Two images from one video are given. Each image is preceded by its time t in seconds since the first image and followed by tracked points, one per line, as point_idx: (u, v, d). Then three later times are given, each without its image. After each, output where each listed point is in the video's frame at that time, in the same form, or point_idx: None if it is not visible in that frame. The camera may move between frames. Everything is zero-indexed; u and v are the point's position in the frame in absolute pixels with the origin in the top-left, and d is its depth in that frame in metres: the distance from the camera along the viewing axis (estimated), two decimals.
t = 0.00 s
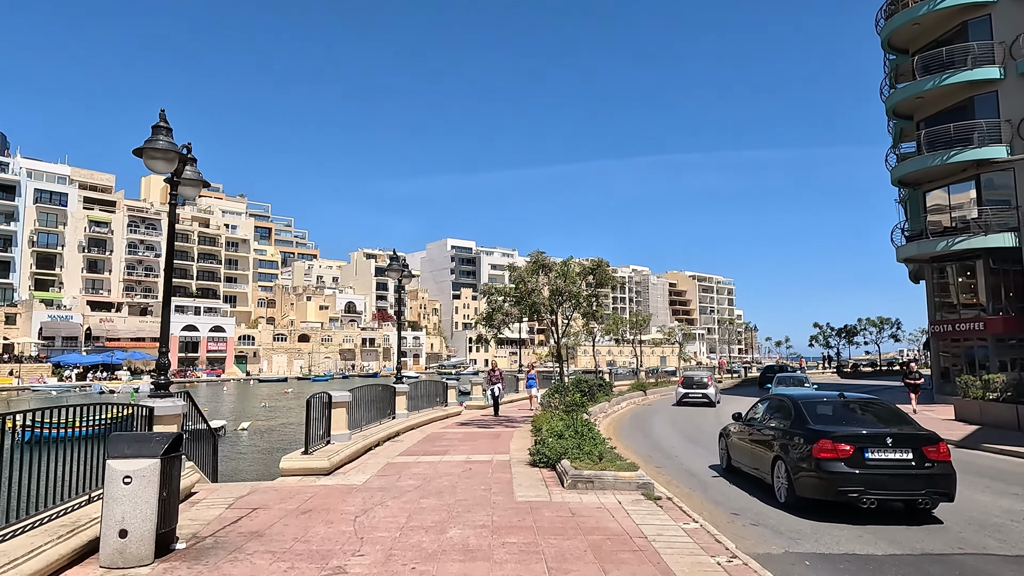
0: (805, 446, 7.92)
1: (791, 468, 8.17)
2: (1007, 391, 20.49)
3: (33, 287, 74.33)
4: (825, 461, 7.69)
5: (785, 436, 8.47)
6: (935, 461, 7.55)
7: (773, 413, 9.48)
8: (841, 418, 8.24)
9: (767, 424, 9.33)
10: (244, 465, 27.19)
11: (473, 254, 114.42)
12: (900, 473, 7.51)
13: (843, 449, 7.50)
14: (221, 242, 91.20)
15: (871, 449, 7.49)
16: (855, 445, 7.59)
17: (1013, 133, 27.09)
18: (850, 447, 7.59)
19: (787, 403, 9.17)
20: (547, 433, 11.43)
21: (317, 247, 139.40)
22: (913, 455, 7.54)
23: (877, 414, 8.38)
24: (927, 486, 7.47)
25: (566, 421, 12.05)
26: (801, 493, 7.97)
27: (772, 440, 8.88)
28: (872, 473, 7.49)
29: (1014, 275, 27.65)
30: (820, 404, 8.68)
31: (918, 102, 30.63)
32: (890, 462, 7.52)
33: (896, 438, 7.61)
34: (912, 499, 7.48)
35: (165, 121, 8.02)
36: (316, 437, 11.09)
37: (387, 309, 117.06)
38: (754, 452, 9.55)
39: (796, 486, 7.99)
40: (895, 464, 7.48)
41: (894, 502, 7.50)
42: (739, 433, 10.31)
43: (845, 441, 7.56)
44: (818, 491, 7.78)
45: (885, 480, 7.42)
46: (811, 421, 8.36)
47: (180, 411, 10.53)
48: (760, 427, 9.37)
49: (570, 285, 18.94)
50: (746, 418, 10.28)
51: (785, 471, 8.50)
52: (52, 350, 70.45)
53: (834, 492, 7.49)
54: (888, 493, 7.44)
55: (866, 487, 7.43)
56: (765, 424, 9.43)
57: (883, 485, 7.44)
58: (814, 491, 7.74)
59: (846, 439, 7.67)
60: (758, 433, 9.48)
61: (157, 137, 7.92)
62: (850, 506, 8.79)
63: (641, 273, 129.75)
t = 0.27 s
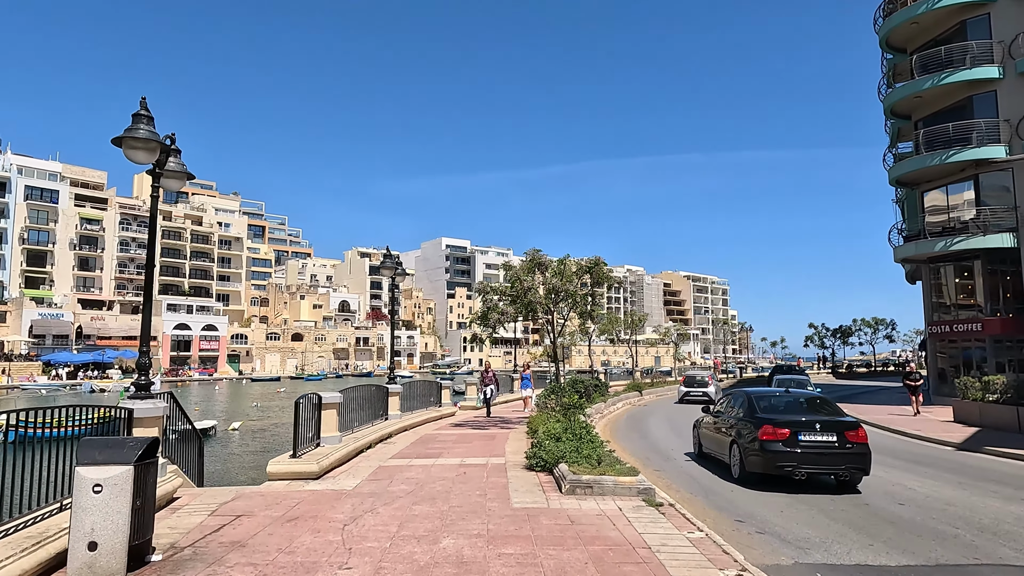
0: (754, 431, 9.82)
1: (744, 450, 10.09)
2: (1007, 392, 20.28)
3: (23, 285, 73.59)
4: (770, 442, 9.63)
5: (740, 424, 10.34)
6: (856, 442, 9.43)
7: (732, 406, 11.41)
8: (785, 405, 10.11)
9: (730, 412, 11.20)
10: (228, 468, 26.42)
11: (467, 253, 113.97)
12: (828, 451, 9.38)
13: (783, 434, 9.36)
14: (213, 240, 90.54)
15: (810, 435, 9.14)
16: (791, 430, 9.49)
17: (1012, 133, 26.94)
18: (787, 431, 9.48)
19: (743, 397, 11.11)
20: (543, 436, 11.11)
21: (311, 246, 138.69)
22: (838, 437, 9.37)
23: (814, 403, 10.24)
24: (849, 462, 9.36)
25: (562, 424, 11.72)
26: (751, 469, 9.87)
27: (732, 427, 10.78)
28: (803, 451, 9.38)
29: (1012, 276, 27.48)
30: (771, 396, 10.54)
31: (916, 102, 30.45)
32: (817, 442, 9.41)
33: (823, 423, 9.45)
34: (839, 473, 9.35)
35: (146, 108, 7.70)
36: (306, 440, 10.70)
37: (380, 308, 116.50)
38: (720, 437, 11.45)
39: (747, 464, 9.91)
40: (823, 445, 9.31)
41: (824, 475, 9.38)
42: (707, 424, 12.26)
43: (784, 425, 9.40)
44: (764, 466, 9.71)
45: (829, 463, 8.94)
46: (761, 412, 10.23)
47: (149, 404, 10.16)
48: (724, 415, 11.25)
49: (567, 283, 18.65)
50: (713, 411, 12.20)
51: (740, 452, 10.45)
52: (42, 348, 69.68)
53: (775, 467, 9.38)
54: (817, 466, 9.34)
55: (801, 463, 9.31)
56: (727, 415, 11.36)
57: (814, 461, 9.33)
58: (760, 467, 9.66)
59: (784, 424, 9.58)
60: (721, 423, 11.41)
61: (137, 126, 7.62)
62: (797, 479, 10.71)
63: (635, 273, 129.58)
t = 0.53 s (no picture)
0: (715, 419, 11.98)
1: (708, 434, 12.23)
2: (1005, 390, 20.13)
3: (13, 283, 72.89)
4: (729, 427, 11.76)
5: (706, 414, 12.44)
6: (798, 426, 11.52)
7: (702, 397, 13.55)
8: (742, 396, 12.22)
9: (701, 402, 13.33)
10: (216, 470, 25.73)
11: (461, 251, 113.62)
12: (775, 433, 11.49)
13: (738, 421, 11.45)
14: (206, 237, 89.95)
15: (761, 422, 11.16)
16: (746, 418, 11.57)
17: (1009, 130, 26.83)
18: (741, 418, 11.60)
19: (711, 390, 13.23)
20: (539, 436, 10.86)
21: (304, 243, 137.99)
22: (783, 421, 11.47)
23: (767, 394, 12.33)
24: (793, 443, 11.45)
25: (559, 423, 11.46)
26: (715, 450, 12.00)
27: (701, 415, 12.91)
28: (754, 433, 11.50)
29: (1009, 273, 27.38)
30: (732, 389, 12.64)
31: (913, 98, 30.28)
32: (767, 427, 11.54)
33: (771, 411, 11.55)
34: (785, 451, 11.41)
35: (127, 96, 7.40)
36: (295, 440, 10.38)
37: (374, 306, 116.01)
38: (694, 424, 13.59)
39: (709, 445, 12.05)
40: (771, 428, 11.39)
41: (773, 455, 11.44)
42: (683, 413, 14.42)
43: (738, 413, 11.51)
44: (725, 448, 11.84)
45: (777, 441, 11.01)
46: (723, 403, 12.35)
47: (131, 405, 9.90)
48: (695, 405, 13.37)
49: (562, 280, 18.33)
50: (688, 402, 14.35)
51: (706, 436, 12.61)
52: (32, 347, 69.05)
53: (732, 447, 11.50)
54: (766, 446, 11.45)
55: (753, 444, 11.41)
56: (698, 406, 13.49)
57: (763, 443, 11.42)
58: (720, 447, 11.79)
59: (739, 414, 11.68)
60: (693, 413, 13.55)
61: (116, 114, 7.31)
62: (756, 459, 12.82)
63: (630, 271, 129.54)
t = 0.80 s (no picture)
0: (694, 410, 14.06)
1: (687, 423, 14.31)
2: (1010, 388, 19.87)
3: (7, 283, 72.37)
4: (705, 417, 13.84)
5: (687, 405, 14.51)
6: (764, 415, 13.52)
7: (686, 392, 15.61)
8: (718, 391, 14.30)
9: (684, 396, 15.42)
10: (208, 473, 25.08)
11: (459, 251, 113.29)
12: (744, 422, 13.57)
13: (712, 412, 13.50)
14: (202, 237, 89.47)
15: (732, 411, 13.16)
16: (718, 409, 13.62)
17: (1011, 125, 26.61)
18: (715, 408, 13.68)
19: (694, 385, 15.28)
20: (541, 437, 10.58)
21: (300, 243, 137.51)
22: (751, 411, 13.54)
23: (740, 389, 14.36)
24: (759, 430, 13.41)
25: (561, 423, 11.17)
26: (693, 437, 14.08)
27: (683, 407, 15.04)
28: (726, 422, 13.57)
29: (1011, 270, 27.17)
30: (710, 384, 14.72)
31: (914, 94, 30.06)
32: (737, 417, 13.58)
33: (741, 402, 13.60)
34: (752, 437, 13.39)
35: (112, 84, 7.09)
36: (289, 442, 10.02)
37: (371, 306, 115.58)
38: (679, 415, 15.73)
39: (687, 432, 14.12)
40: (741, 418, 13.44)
41: (742, 440, 13.44)
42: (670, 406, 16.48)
43: (713, 405, 13.56)
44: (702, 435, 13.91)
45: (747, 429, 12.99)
46: (702, 396, 14.43)
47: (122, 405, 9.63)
48: (679, 398, 15.45)
49: (562, 278, 17.92)
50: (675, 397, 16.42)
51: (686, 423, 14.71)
52: (27, 347, 68.51)
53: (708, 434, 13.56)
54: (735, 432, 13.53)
55: (724, 430, 13.44)
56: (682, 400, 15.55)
57: (734, 430, 13.45)
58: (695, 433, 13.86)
59: (714, 406, 13.74)
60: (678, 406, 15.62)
61: (101, 101, 6.99)
62: (732, 446, 14.84)
63: (626, 269, 129.39)
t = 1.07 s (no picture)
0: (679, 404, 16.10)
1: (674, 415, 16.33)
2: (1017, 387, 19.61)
3: (4, 283, 72.06)
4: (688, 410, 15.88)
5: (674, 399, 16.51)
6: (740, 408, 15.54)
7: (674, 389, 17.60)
8: (700, 386, 16.31)
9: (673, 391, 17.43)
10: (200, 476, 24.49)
11: (458, 250, 112.89)
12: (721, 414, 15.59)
13: (693, 405, 15.51)
14: (200, 236, 89.07)
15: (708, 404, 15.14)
16: (700, 402, 15.65)
17: (1015, 121, 26.35)
18: (696, 402, 15.72)
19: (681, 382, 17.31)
20: (542, 438, 10.32)
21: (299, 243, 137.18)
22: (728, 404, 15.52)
23: (719, 385, 16.36)
24: (736, 420, 15.44)
25: (563, 424, 10.90)
26: (678, 427, 16.16)
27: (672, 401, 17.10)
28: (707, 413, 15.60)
29: (1016, 268, 26.91)
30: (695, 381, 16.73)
31: (917, 90, 29.79)
32: (715, 410, 15.59)
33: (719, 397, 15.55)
34: (730, 427, 15.44)
35: (95, 73, 6.72)
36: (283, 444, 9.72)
37: (369, 305, 115.23)
38: (669, 408, 17.82)
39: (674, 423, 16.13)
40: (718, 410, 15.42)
41: (722, 429, 15.48)
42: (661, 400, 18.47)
43: (693, 399, 15.59)
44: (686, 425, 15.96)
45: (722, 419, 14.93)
46: (688, 391, 16.42)
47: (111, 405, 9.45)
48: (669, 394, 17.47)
49: (563, 276, 17.62)
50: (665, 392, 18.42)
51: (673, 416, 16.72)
52: (23, 348, 68.13)
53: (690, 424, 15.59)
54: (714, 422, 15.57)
55: (705, 421, 15.45)
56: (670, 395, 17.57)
57: (714, 420, 15.49)
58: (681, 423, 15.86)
59: (696, 400, 15.76)
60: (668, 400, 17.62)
61: (83, 91, 6.63)
62: (714, 435, 16.87)
63: (626, 268, 129.04)
